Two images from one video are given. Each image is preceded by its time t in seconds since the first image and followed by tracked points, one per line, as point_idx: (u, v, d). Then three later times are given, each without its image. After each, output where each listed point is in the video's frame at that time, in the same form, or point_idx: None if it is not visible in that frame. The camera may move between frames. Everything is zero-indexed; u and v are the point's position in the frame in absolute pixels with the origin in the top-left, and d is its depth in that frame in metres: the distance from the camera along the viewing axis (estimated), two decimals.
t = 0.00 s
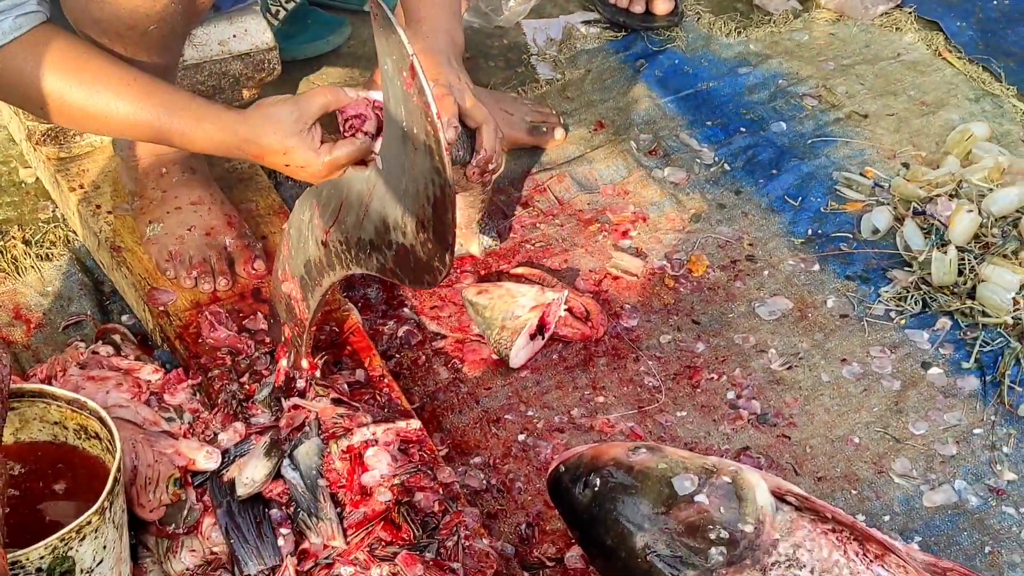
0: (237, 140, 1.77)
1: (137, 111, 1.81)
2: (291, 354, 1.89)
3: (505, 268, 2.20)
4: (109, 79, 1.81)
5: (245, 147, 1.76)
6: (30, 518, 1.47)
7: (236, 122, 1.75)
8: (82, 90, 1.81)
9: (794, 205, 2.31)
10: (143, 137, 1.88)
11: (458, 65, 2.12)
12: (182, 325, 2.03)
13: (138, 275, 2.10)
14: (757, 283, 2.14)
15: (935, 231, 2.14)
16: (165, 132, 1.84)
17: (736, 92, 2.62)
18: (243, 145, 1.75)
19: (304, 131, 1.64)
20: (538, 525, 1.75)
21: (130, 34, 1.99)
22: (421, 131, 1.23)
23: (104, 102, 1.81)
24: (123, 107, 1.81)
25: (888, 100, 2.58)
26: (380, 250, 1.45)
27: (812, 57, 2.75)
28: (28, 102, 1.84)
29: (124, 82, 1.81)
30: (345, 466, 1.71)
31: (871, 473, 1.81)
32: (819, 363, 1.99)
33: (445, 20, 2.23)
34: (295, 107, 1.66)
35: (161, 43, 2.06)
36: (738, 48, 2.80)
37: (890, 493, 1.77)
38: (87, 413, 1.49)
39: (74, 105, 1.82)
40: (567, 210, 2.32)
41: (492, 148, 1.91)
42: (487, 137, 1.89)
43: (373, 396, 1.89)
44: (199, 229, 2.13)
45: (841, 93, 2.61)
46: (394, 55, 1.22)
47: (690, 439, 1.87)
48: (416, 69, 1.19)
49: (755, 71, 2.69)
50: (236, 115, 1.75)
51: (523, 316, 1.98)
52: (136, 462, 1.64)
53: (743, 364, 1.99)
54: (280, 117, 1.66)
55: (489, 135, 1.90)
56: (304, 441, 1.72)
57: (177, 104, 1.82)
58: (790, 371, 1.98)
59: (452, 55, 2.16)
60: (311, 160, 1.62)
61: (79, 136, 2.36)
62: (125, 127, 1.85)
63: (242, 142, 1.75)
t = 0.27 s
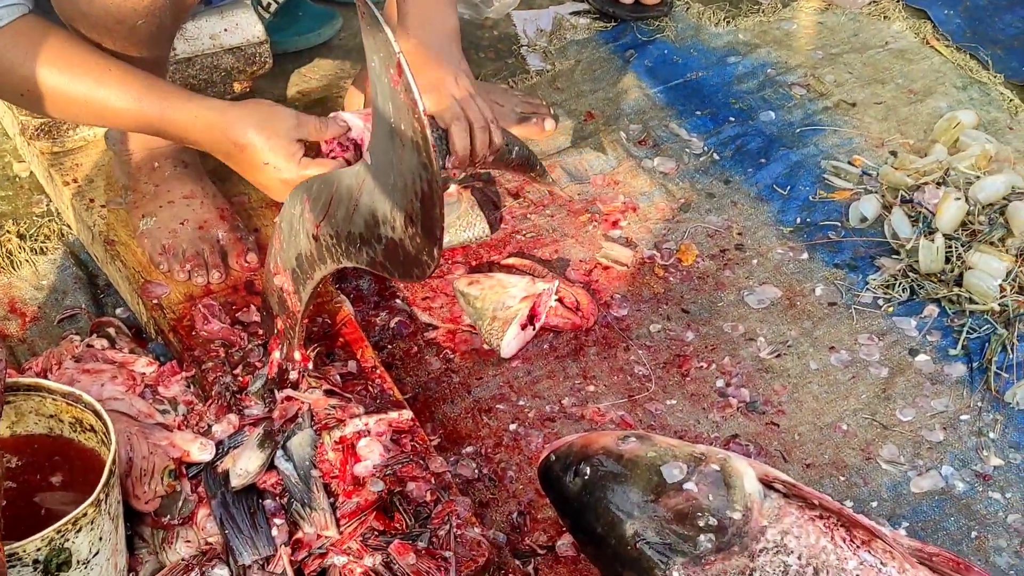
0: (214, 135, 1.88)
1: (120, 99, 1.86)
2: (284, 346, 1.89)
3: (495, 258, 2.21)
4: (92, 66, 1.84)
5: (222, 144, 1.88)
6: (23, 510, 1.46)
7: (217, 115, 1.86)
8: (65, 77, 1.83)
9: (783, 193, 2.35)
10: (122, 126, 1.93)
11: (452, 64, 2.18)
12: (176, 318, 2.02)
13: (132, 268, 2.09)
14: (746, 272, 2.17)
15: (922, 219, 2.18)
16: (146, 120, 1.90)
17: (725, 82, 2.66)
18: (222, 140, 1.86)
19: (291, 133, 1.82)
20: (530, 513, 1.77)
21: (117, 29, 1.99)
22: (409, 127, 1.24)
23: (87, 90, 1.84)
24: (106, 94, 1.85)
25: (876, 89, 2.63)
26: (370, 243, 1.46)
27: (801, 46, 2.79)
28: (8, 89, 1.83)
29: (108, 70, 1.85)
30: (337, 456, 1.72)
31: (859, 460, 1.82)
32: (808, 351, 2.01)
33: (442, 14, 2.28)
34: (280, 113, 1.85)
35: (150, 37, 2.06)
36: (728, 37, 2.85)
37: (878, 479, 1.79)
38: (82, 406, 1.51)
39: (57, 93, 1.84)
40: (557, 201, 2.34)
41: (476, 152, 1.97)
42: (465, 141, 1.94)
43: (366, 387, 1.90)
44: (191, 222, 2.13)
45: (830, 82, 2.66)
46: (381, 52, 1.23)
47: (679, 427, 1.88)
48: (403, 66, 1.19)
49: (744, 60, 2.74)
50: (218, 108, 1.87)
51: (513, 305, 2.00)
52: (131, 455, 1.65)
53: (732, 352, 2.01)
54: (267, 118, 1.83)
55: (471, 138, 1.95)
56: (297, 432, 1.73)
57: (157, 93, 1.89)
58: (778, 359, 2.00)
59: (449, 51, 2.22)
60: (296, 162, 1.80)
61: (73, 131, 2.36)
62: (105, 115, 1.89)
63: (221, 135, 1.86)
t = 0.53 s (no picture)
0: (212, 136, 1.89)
1: (116, 98, 1.86)
2: (279, 345, 1.89)
3: (490, 257, 2.22)
4: (86, 66, 1.84)
5: (219, 145, 1.89)
6: (20, 510, 1.47)
7: (217, 117, 1.87)
8: (60, 78, 1.83)
9: (776, 190, 2.35)
10: (117, 125, 1.92)
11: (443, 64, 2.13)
12: (171, 317, 2.02)
13: (128, 268, 2.10)
14: (740, 269, 2.18)
15: (915, 216, 2.19)
16: (142, 119, 1.90)
17: (718, 79, 2.67)
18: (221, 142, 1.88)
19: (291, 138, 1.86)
20: (524, 510, 1.78)
21: (108, 28, 1.98)
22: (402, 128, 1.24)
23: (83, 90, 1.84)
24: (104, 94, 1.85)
25: (869, 86, 2.64)
26: (363, 244, 1.46)
27: (793, 44, 2.80)
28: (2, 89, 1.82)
29: (103, 69, 1.85)
30: (332, 455, 1.73)
31: (851, 456, 1.83)
32: (801, 348, 2.02)
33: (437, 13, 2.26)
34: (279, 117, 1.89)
35: (142, 36, 2.05)
36: (721, 35, 2.85)
37: (871, 476, 1.80)
38: (79, 406, 1.50)
39: (53, 93, 1.84)
40: (551, 198, 2.35)
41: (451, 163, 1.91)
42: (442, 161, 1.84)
43: (360, 385, 1.90)
44: (186, 222, 2.13)
45: (823, 79, 2.67)
46: (373, 54, 1.24)
47: (672, 425, 1.89)
48: (395, 68, 1.20)
49: (738, 58, 2.74)
50: (218, 109, 1.88)
51: (507, 304, 2.01)
52: (127, 454, 1.65)
53: (725, 350, 2.02)
54: (267, 122, 1.86)
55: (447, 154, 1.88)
56: (292, 431, 1.74)
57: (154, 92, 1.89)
58: (771, 357, 2.01)
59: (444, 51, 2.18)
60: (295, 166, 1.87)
61: (68, 130, 2.36)
62: (101, 115, 1.89)
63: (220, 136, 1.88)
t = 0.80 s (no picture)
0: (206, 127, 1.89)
1: (112, 89, 1.86)
2: (281, 338, 1.89)
3: (491, 250, 2.21)
4: (81, 55, 1.85)
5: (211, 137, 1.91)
6: (22, 504, 1.46)
7: (209, 107, 1.88)
8: (57, 69, 1.83)
9: (777, 183, 2.36)
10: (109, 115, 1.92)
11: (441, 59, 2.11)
12: (172, 311, 2.02)
13: (129, 261, 2.09)
14: (740, 262, 2.18)
15: (916, 209, 2.19)
16: (136, 111, 1.90)
17: (719, 73, 2.67)
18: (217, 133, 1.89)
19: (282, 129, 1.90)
20: (526, 503, 1.78)
21: (105, 17, 1.97)
22: (405, 117, 1.24)
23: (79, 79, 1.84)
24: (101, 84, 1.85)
25: (870, 79, 2.64)
26: (366, 234, 1.46)
27: (794, 37, 2.80)
28: None
29: (98, 58, 1.85)
30: (334, 447, 1.74)
31: (853, 448, 1.83)
32: (802, 340, 2.02)
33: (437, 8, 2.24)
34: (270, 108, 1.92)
35: (139, 27, 2.05)
36: (721, 29, 2.85)
37: (872, 468, 1.80)
38: (80, 397, 1.49)
39: (50, 83, 1.84)
40: (552, 192, 2.35)
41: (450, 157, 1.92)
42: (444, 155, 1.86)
43: (362, 378, 1.90)
44: (187, 215, 2.13)
45: (824, 72, 2.68)
46: (376, 43, 1.23)
47: (674, 417, 1.89)
48: (398, 57, 1.20)
49: (738, 51, 2.75)
50: (209, 100, 1.89)
51: (509, 297, 2.00)
52: (129, 446, 1.66)
53: (727, 342, 2.02)
54: (258, 113, 1.89)
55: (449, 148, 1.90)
56: (295, 423, 1.74)
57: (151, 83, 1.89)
58: (773, 349, 2.01)
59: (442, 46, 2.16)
60: (287, 157, 1.90)
61: (68, 124, 2.35)
62: (95, 105, 1.89)
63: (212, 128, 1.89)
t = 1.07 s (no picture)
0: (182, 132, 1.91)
1: (94, 90, 1.86)
2: (282, 338, 1.89)
3: (492, 250, 2.22)
4: (61, 52, 1.84)
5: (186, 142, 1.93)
6: (23, 504, 1.47)
7: (187, 113, 1.89)
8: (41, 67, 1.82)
9: (778, 183, 2.36)
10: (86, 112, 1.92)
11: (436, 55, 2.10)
12: (173, 311, 2.02)
13: (129, 261, 2.09)
14: (741, 262, 2.18)
15: (916, 209, 2.20)
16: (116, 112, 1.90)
17: (719, 72, 2.68)
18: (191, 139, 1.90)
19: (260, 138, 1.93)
20: (527, 502, 1.78)
21: (102, 16, 1.98)
22: (406, 119, 1.24)
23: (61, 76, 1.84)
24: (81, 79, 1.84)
25: (871, 79, 2.65)
26: (367, 235, 1.46)
27: (794, 37, 2.81)
28: None
29: (76, 56, 1.85)
30: (335, 447, 1.73)
31: (854, 448, 1.83)
32: (803, 340, 2.03)
33: None
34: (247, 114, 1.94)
35: (136, 27, 2.05)
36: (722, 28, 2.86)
37: (873, 468, 1.80)
38: (81, 399, 1.49)
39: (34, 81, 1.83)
40: (553, 192, 2.35)
41: (438, 149, 2.04)
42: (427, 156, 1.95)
43: (363, 378, 1.90)
44: (187, 215, 2.13)
45: (824, 72, 2.68)
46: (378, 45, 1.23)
47: (675, 417, 1.89)
48: (400, 58, 1.20)
49: (739, 51, 2.75)
50: (187, 105, 1.90)
51: (512, 295, 2.01)
52: (130, 446, 1.65)
53: (728, 342, 2.02)
54: (234, 117, 1.90)
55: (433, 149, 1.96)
56: (296, 423, 1.73)
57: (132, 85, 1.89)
58: (774, 349, 2.01)
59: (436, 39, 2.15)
60: (260, 164, 1.93)
61: (69, 124, 2.35)
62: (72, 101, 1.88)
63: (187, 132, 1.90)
